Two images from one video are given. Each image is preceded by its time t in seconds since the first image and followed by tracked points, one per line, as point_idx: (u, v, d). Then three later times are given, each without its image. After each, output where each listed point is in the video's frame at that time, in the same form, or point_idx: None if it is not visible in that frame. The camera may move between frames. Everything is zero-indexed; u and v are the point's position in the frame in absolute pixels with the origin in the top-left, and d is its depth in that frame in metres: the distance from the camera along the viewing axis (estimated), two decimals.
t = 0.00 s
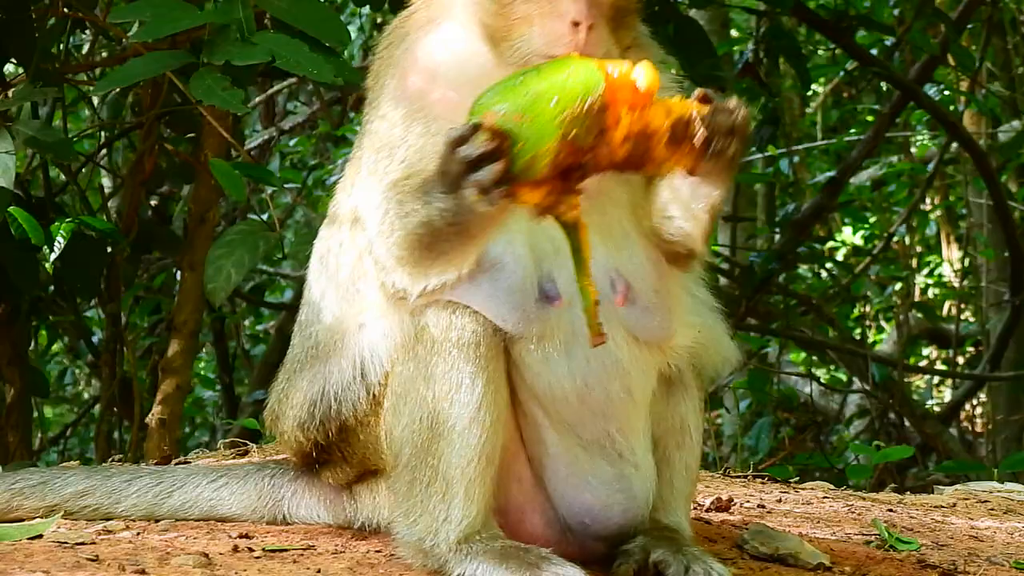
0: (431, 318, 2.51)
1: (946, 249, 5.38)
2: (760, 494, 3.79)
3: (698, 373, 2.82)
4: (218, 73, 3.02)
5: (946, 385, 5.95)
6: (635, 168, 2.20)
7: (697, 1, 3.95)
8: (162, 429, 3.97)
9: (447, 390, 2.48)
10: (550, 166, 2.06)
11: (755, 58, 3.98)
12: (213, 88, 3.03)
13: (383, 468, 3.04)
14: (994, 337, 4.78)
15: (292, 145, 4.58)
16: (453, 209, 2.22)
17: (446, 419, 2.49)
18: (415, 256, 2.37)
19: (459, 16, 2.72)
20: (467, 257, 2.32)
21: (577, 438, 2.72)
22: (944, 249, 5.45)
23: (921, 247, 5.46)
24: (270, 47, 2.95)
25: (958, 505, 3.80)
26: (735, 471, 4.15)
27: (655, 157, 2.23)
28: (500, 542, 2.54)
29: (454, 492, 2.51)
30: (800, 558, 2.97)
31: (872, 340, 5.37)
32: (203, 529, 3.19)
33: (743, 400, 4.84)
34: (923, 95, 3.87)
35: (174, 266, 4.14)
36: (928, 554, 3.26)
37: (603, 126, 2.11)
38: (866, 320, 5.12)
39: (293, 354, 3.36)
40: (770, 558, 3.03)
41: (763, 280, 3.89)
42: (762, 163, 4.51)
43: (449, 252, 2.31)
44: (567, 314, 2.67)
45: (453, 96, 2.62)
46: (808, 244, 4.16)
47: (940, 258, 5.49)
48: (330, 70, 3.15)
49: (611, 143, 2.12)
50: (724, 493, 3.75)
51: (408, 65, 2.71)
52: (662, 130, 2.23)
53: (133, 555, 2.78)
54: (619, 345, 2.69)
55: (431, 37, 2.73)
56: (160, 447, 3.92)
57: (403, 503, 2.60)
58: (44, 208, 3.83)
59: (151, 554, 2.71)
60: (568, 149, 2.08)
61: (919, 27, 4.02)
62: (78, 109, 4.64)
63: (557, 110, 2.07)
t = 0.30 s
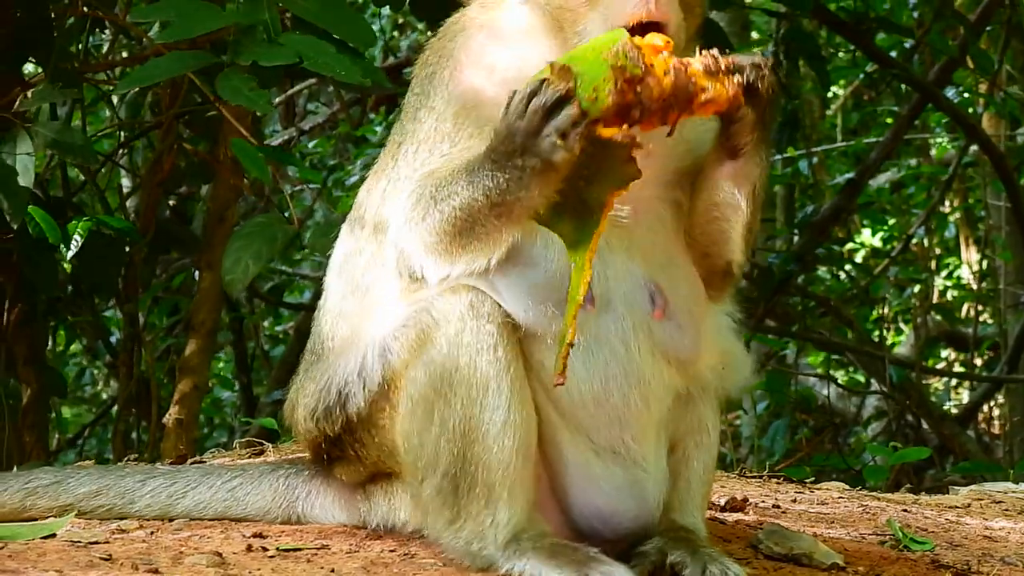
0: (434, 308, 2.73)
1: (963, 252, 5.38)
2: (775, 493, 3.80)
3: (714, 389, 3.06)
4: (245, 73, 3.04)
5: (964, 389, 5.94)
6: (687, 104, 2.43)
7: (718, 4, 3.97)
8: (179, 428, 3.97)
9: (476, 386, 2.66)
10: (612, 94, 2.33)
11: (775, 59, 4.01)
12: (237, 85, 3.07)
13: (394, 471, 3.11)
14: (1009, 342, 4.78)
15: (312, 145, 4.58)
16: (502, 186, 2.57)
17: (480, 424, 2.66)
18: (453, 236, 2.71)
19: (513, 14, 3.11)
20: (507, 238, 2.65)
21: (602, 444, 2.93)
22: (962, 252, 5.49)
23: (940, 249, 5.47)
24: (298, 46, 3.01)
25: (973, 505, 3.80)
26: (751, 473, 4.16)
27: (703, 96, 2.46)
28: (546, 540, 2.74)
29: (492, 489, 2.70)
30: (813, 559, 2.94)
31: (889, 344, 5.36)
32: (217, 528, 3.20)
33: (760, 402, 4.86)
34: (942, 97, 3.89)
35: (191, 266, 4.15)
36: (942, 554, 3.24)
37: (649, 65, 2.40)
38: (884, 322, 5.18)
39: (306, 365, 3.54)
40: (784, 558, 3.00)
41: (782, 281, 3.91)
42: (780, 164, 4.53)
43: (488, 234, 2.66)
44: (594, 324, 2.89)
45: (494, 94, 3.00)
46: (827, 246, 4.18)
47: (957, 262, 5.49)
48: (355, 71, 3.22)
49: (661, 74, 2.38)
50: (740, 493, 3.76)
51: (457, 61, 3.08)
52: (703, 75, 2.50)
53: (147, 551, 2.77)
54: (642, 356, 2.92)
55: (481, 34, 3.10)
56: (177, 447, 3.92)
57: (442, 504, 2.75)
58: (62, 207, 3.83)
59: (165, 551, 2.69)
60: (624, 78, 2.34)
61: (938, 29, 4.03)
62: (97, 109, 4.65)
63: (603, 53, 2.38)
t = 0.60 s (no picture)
0: (403, 341, 2.88)
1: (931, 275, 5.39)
2: (741, 520, 3.81)
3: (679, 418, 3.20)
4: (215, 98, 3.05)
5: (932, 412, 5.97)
6: (660, 127, 2.67)
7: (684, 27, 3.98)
8: (146, 455, 3.97)
9: (441, 421, 2.79)
10: (591, 128, 2.59)
11: (742, 83, 4.03)
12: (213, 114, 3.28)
13: (359, 501, 3.10)
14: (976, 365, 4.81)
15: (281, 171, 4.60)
16: (475, 228, 2.73)
17: (449, 454, 2.80)
18: (423, 273, 2.86)
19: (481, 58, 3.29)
20: (477, 277, 2.79)
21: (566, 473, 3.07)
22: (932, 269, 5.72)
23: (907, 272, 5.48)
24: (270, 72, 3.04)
25: (939, 530, 3.82)
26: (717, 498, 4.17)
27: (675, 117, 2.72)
28: (510, 570, 2.86)
29: (460, 520, 2.83)
30: None
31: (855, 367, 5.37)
32: (182, 559, 3.16)
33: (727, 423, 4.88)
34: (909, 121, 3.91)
35: (159, 292, 4.13)
36: None
37: (620, 95, 2.66)
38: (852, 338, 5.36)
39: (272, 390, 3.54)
40: None
41: (748, 305, 3.94)
42: (746, 187, 4.54)
43: (458, 272, 2.81)
44: (562, 355, 3.03)
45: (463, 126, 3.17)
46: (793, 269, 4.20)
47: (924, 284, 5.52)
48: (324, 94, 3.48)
49: (632, 102, 2.64)
50: (705, 520, 3.78)
51: (430, 94, 3.25)
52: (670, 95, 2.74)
53: None
54: (608, 385, 3.07)
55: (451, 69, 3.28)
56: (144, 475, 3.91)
57: (411, 535, 2.89)
58: (28, 234, 3.83)
59: None
60: (596, 113, 2.61)
61: (904, 51, 4.04)
62: (62, 136, 4.64)
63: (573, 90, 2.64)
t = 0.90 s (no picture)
0: (364, 387, 2.84)
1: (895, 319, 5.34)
2: (702, 568, 3.75)
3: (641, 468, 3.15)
4: (179, 147, 3.03)
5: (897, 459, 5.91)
6: (625, 162, 2.69)
7: (647, 73, 4.01)
8: (108, 498, 3.96)
9: (405, 467, 2.75)
10: (564, 169, 2.56)
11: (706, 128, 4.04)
12: (176, 163, 3.01)
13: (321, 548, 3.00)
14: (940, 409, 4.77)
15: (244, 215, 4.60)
16: (450, 274, 2.66)
17: (411, 501, 2.76)
18: (394, 319, 2.76)
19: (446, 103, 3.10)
20: (449, 322, 2.72)
21: (528, 523, 3.03)
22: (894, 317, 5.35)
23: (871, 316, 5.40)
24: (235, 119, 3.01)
25: None
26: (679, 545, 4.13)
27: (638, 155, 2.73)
28: None
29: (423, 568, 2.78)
30: None
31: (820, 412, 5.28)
32: None
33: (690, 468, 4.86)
34: (872, 167, 3.90)
35: (121, 334, 4.13)
36: None
37: (587, 136, 2.64)
38: (816, 390, 4.96)
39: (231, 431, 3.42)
40: None
41: (711, 351, 3.95)
42: (710, 233, 4.55)
43: (431, 317, 2.73)
44: (529, 404, 2.95)
45: (428, 173, 2.98)
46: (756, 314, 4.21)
47: (888, 328, 5.46)
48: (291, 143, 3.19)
49: (598, 141, 2.65)
50: (666, 568, 3.73)
51: (392, 139, 3.04)
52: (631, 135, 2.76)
53: None
54: (575, 433, 2.99)
55: (412, 111, 3.10)
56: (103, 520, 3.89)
57: None
58: None
59: None
60: (568, 153, 2.58)
61: (868, 98, 4.03)
62: (27, 177, 4.63)
63: (541, 132, 2.59)
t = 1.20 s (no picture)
0: (338, 409, 2.89)
1: (867, 339, 5.35)
2: None
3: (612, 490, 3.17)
4: (146, 170, 3.01)
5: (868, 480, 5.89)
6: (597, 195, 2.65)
7: (618, 93, 4.01)
8: (80, 519, 3.93)
9: (377, 489, 2.79)
10: (530, 205, 2.55)
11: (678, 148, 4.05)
12: (142, 188, 2.97)
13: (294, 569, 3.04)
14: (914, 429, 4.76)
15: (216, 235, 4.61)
16: (415, 305, 2.64)
17: (384, 522, 2.80)
18: (361, 347, 2.74)
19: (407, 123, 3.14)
20: (417, 352, 2.69)
21: (500, 541, 3.04)
22: (867, 337, 5.36)
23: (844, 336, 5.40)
24: (201, 145, 2.99)
25: None
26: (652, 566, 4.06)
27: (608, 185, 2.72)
28: None
29: None
30: None
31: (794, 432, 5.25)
32: None
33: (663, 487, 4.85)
34: (844, 187, 3.91)
35: (94, 354, 4.12)
36: None
37: (555, 168, 2.62)
38: (788, 409, 4.86)
39: (204, 449, 3.43)
40: None
41: (683, 370, 3.96)
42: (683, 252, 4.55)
43: (398, 345, 2.70)
44: (500, 425, 2.96)
45: (400, 194, 2.99)
46: (729, 333, 4.22)
47: (861, 346, 5.42)
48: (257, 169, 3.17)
49: (568, 176, 2.61)
50: None
51: (366, 161, 3.04)
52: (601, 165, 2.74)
53: None
54: (546, 455, 3.00)
55: (388, 138, 3.10)
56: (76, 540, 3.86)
57: None
58: None
59: None
60: (534, 186, 2.56)
61: (840, 117, 4.04)
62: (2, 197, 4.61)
63: (511, 163, 2.57)
